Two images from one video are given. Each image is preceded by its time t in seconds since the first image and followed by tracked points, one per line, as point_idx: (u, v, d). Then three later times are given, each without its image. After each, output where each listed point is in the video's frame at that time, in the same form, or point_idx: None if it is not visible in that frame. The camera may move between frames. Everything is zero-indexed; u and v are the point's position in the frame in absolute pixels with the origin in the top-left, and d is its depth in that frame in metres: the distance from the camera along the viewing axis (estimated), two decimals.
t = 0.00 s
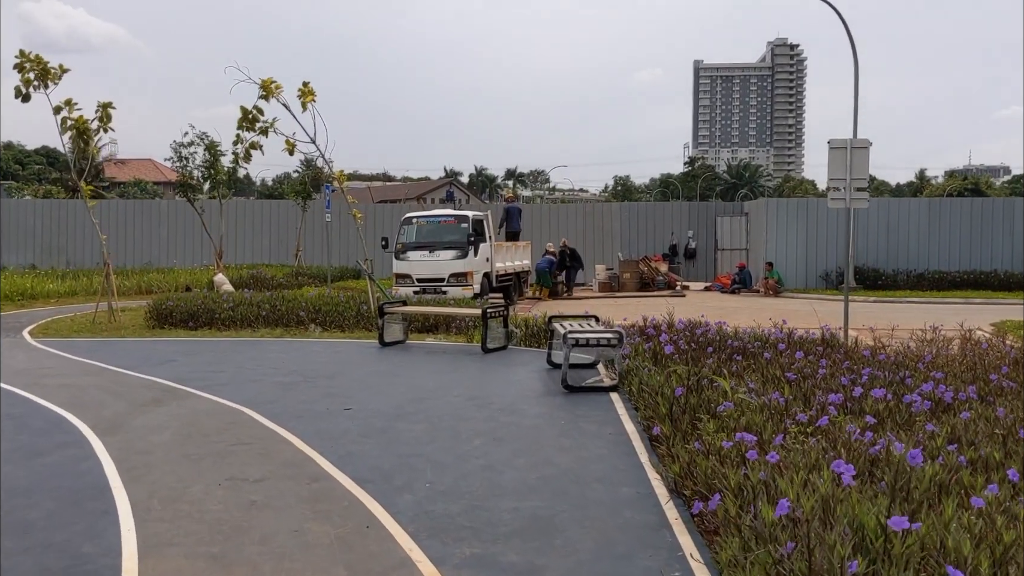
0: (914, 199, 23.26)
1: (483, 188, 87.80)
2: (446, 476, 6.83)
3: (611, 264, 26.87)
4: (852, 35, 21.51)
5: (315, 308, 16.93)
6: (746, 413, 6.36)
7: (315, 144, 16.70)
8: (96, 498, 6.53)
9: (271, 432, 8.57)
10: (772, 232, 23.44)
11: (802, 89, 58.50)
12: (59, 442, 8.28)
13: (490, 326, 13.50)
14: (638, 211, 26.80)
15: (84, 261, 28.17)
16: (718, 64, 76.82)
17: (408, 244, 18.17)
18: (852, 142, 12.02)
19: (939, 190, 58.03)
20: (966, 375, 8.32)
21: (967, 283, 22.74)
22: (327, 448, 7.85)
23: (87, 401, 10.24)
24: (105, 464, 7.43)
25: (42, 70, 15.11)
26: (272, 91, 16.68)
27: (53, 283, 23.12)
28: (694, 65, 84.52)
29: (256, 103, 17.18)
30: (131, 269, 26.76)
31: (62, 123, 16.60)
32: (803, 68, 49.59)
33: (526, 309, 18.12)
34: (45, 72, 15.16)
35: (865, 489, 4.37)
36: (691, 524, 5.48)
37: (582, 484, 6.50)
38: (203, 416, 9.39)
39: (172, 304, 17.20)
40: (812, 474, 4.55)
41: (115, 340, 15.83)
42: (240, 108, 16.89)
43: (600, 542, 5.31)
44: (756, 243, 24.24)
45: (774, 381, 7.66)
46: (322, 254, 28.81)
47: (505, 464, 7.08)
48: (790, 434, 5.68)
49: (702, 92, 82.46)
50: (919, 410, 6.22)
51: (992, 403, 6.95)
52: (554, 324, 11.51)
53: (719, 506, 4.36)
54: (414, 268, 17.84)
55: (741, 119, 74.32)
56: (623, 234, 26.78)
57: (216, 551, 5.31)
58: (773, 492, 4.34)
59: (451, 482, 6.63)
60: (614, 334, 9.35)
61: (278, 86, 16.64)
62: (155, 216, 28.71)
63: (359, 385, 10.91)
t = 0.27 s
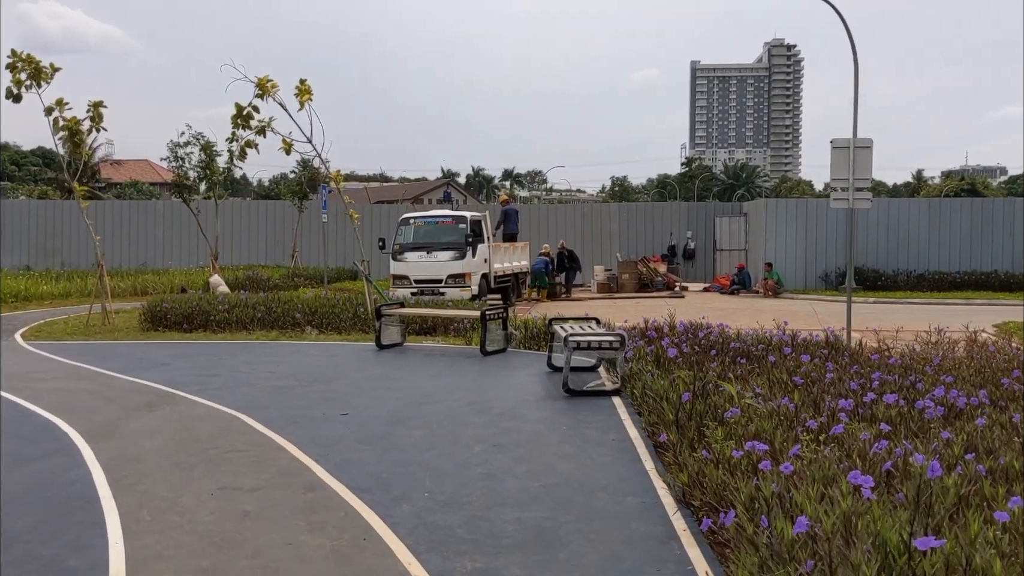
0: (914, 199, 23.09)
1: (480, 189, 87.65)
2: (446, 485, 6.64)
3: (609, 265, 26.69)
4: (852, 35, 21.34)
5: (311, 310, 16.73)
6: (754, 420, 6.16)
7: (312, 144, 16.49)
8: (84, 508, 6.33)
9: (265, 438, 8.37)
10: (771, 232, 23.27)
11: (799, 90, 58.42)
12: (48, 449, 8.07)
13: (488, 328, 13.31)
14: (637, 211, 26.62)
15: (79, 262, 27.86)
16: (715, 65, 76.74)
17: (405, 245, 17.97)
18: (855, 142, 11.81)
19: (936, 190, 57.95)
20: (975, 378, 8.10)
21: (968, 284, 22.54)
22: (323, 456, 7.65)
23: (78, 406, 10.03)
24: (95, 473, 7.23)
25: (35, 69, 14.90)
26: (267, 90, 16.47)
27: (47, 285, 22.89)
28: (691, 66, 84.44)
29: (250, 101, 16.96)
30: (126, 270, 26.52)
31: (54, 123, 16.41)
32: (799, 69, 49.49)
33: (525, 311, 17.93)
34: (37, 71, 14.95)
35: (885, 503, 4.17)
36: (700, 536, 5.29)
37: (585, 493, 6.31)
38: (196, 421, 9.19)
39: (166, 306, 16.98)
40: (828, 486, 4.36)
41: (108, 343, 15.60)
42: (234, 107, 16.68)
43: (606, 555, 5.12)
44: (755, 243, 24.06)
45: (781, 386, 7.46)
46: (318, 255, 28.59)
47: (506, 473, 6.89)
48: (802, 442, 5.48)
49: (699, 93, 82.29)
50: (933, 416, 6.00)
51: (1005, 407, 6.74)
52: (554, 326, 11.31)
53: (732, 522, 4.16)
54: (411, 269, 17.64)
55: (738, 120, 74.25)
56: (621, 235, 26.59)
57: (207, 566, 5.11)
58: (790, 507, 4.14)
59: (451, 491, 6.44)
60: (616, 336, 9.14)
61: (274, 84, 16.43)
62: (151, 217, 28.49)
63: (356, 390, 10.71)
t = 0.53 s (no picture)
0: (894, 198, 23.14)
1: (461, 190, 87.39)
2: (429, 493, 6.45)
3: (592, 266, 26.57)
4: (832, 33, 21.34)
5: (291, 312, 16.46)
6: (746, 424, 6.02)
7: (290, 144, 16.21)
8: (52, 521, 6.09)
9: (243, 446, 8.14)
10: (753, 232, 23.23)
11: (778, 90, 58.63)
12: (17, 459, 7.81)
13: (471, 330, 13.13)
14: (619, 211, 26.52)
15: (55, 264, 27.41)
16: (695, 66, 76.92)
17: (387, 247, 17.74)
18: (838, 141, 11.70)
19: (913, 190, 58.41)
20: (964, 379, 8.01)
21: (949, 283, 22.59)
22: (303, 463, 7.45)
23: (50, 414, 9.74)
24: (65, 484, 6.99)
25: (6, 68, 14.54)
26: (245, 90, 16.20)
27: (21, 288, 22.43)
28: (671, 67, 84.63)
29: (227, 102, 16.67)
30: (102, 272, 26.08)
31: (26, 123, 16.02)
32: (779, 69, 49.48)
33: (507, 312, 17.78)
34: (9, 70, 14.60)
35: (886, 513, 4.03)
36: (693, 545, 5.14)
37: (573, 501, 6.14)
38: (172, 428, 8.95)
39: (143, 309, 16.65)
40: (827, 495, 4.21)
41: (82, 347, 15.26)
42: (210, 108, 16.38)
43: (595, 564, 4.97)
44: (737, 243, 24.03)
45: (770, 389, 7.32)
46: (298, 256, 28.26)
47: (491, 479, 6.72)
48: (795, 449, 5.34)
49: (680, 92, 82.49)
50: (926, 419, 5.88)
51: (998, 410, 6.63)
52: (538, 328, 11.14)
53: (730, 535, 4.01)
54: (393, 270, 17.42)
55: (718, 120, 74.49)
56: (603, 235, 26.47)
57: None
58: (790, 520, 3.99)
59: (435, 500, 6.26)
60: (602, 339, 8.97)
61: (252, 85, 16.17)
62: (128, 218, 28.06)
63: (337, 394, 10.49)
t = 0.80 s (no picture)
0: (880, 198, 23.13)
1: (445, 190, 87.07)
2: (414, 501, 6.25)
3: (577, 266, 26.41)
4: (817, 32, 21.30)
5: (273, 314, 16.19)
6: (739, 428, 5.85)
7: (271, 145, 15.81)
8: (20, 534, 5.85)
9: (222, 452, 7.90)
10: (738, 232, 23.15)
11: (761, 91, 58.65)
12: None
13: (456, 332, 12.93)
14: (604, 212, 26.37)
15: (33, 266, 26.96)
16: (679, 66, 76.88)
17: (370, 248, 17.51)
18: (826, 140, 11.48)
19: (895, 190, 58.69)
20: (957, 377, 7.87)
21: (934, 282, 22.57)
22: (284, 470, 7.23)
23: (23, 420, 9.45)
24: (36, 494, 6.74)
25: None
26: (224, 90, 15.92)
27: None
28: (655, 67, 84.58)
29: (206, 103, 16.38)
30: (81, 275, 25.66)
31: None
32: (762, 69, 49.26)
33: (492, 314, 17.59)
34: None
35: (889, 524, 3.88)
36: (688, 555, 4.97)
37: (562, 508, 5.95)
38: (149, 434, 8.70)
39: (122, 311, 16.33)
40: (828, 505, 4.06)
41: (59, 351, 14.94)
42: (189, 107, 16.08)
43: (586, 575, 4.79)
44: (723, 244, 23.94)
45: (761, 390, 7.16)
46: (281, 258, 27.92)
47: (478, 486, 6.53)
48: (791, 454, 5.18)
49: (663, 93, 82.60)
50: (923, 420, 5.71)
51: (994, 410, 6.48)
52: (524, 330, 10.95)
53: (727, 549, 3.85)
54: (377, 271, 17.19)
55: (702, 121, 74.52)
56: (589, 235, 26.33)
57: None
58: (790, 532, 3.83)
59: (420, 508, 6.05)
60: (589, 339, 8.78)
61: (231, 84, 15.88)
62: (107, 219, 27.65)
63: (319, 398, 10.26)
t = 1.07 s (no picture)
0: (876, 198, 23.01)
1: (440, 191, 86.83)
2: (406, 512, 6.05)
3: (572, 267, 26.23)
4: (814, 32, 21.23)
5: (266, 317, 15.96)
6: (741, 436, 5.67)
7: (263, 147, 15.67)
8: None
9: (209, 461, 7.70)
10: (733, 233, 23.01)
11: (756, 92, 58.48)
12: None
13: (451, 335, 12.73)
14: (600, 212, 26.19)
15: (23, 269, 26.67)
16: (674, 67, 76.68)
17: (364, 249, 17.32)
18: (824, 139, 11.28)
19: (890, 191, 58.63)
20: (959, 378, 7.63)
21: (931, 284, 22.40)
22: (273, 479, 7.03)
23: (7, 427, 9.23)
24: (16, 505, 6.53)
25: None
26: (215, 90, 15.69)
27: None
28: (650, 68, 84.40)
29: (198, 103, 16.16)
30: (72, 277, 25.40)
31: None
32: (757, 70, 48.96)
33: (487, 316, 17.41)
34: None
35: (902, 540, 3.71)
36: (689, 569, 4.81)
37: (559, 519, 5.77)
38: (136, 441, 8.49)
39: (111, 314, 16.09)
40: (837, 521, 3.90)
41: (47, 355, 14.70)
42: (180, 107, 15.86)
43: None
44: (719, 245, 23.79)
45: (762, 394, 6.95)
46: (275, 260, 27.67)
47: (472, 496, 6.33)
48: (796, 466, 5.01)
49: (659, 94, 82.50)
50: (930, 426, 5.51)
51: (1000, 413, 6.26)
52: (519, 333, 10.75)
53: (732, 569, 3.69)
54: (370, 273, 17.00)
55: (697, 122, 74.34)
56: (585, 236, 26.18)
57: None
58: (798, 549, 3.68)
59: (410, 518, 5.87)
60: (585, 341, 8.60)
61: (223, 84, 15.66)
62: (99, 221, 27.39)
63: (310, 403, 10.06)
